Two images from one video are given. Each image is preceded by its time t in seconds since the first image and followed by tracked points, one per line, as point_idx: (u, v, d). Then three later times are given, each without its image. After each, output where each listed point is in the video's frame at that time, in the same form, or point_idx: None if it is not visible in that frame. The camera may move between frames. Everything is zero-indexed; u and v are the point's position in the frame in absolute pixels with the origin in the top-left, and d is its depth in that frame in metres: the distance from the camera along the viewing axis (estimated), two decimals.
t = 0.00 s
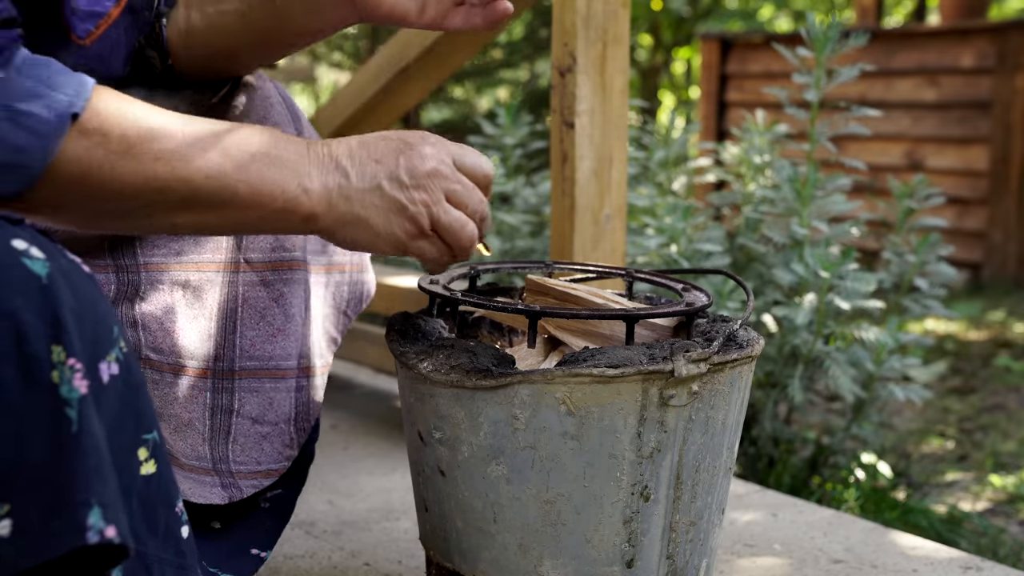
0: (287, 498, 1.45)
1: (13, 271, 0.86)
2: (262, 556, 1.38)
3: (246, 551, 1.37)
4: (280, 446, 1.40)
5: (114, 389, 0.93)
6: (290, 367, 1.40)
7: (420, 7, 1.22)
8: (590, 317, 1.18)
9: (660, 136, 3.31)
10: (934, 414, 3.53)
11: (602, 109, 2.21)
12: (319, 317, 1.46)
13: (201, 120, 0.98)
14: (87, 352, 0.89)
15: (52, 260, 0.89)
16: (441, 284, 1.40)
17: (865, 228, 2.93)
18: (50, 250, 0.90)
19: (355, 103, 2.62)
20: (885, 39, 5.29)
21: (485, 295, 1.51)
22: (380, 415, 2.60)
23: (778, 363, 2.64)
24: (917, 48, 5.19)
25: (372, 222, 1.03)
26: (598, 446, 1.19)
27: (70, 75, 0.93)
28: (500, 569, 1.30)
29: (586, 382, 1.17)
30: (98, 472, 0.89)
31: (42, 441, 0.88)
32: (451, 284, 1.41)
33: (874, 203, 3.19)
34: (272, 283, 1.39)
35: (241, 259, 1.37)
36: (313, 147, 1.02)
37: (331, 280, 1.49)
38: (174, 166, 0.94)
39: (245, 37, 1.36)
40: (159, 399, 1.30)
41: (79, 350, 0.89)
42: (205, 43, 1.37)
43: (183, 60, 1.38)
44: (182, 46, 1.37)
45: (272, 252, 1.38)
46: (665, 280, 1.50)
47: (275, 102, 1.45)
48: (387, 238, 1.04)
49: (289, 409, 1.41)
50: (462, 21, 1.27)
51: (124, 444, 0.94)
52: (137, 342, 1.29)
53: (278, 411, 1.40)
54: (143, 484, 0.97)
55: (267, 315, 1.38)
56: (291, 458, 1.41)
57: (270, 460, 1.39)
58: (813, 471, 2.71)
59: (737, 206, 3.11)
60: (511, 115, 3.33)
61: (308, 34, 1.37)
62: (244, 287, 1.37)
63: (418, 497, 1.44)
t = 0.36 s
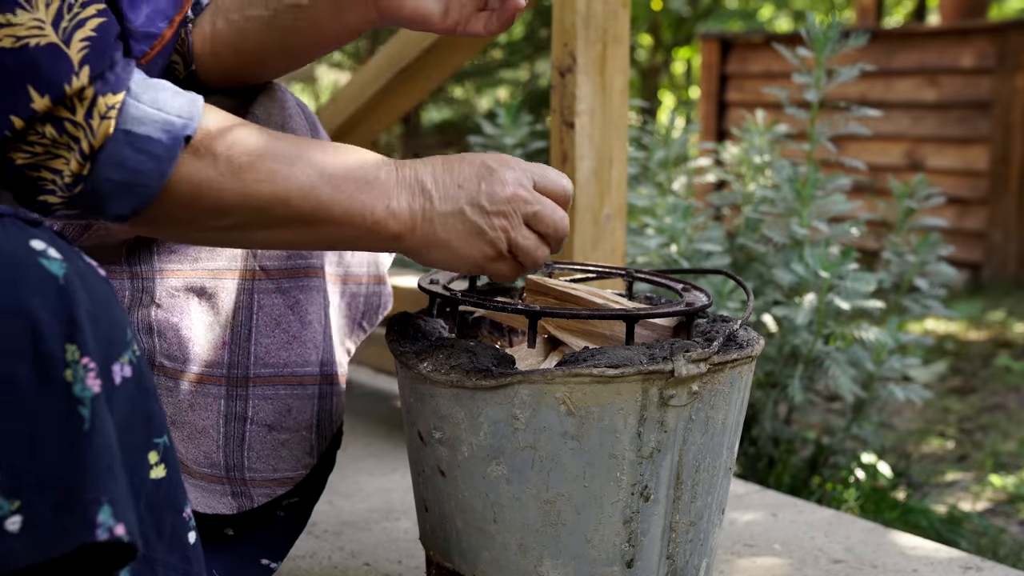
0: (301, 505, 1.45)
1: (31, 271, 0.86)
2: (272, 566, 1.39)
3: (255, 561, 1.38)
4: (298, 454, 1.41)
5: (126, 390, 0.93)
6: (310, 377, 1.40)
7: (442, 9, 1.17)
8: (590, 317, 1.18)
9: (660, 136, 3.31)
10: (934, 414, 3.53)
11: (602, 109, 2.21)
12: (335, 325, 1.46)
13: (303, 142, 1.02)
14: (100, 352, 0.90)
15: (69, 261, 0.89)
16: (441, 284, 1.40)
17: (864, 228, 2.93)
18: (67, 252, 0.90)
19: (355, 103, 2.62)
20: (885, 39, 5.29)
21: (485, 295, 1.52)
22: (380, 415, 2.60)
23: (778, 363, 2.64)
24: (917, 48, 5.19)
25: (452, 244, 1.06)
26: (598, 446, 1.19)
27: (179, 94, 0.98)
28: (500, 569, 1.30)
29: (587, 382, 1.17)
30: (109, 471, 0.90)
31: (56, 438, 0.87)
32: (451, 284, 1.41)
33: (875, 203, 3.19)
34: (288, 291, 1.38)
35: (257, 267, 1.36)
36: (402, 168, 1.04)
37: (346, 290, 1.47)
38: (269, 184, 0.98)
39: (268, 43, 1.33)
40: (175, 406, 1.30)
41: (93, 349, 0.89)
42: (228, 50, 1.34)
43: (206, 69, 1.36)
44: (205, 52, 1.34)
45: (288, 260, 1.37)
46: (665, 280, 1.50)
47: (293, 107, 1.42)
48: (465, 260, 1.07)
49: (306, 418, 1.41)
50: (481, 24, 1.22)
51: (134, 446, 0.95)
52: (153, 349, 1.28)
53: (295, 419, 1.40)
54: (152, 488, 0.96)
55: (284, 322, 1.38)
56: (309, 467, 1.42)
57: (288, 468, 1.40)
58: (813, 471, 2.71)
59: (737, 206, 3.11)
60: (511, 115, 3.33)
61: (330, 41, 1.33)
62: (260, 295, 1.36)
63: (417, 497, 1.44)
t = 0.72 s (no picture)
0: (312, 508, 1.45)
1: (56, 282, 0.86)
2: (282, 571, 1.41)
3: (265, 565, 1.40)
4: (307, 458, 1.41)
5: (145, 401, 0.92)
6: (319, 379, 1.40)
7: (452, 6, 1.18)
8: (590, 317, 1.18)
9: (660, 136, 3.31)
10: (934, 414, 3.53)
11: (602, 109, 2.21)
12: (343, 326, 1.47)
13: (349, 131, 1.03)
14: (120, 362, 0.89)
15: (93, 272, 0.89)
16: (442, 284, 1.40)
17: (864, 228, 2.93)
18: (91, 263, 0.90)
19: (355, 103, 2.61)
20: (885, 39, 5.29)
21: (485, 295, 1.51)
22: (379, 414, 2.60)
23: (778, 363, 2.64)
24: (916, 48, 5.19)
25: (490, 233, 1.10)
26: (598, 446, 1.19)
27: (232, 79, 0.98)
28: (500, 569, 1.30)
29: (586, 382, 1.17)
30: (128, 479, 0.88)
31: (76, 446, 0.87)
32: (451, 284, 1.41)
33: (875, 203, 3.19)
34: (297, 294, 1.38)
35: (267, 269, 1.37)
36: (443, 163, 1.08)
37: (353, 295, 1.49)
38: (324, 167, 0.99)
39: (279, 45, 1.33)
40: (185, 410, 1.32)
41: (114, 359, 0.88)
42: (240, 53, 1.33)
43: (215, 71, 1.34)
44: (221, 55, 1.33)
45: (298, 263, 1.38)
46: (666, 280, 1.50)
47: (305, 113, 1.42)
48: (499, 252, 1.11)
49: (316, 421, 1.41)
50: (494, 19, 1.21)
51: (153, 458, 0.93)
52: (165, 354, 1.31)
53: (304, 423, 1.40)
54: (169, 498, 0.95)
55: (293, 325, 1.38)
56: (320, 470, 1.42)
57: (298, 472, 1.40)
58: (813, 471, 2.71)
59: (737, 206, 3.11)
60: (511, 115, 3.33)
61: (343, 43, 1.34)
62: (270, 298, 1.37)
63: (417, 498, 1.44)
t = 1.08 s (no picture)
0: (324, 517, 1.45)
1: (67, 301, 0.83)
2: None
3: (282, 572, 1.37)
4: (319, 468, 1.38)
5: (154, 422, 0.89)
6: (332, 388, 1.38)
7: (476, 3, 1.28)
8: (591, 317, 1.17)
9: (660, 136, 3.31)
10: (934, 414, 3.53)
11: (602, 109, 2.21)
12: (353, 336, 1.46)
13: (431, 117, 1.07)
14: (129, 383, 0.86)
15: (104, 290, 0.86)
16: (442, 283, 1.40)
17: (864, 228, 2.93)
18: (103, 281, 0.86)
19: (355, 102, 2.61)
20: (885, 39, 5.29)
21: (485, 295, 1.51)
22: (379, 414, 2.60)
23: (778, 363, 2.64)
24: (916, 48, 5.19)
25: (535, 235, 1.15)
26: (598, 446, 1.19)
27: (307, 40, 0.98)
28: (500, 569, 1.30)
29: (586, 382, 1.17)
30: (133, 503, 0.86)
31: (82, 469, 0.83)
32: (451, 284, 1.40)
33: (875, 203, 3.19)
34: (311, 303, 1.36)
35: (281, 278, 1.34)
36: (507, 167, 1.14)
37: (364, 305, 1.49)
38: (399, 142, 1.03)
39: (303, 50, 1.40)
40: (201, 417, 1.28)
41: (122, 380, 0.85)
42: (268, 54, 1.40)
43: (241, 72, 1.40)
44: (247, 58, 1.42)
45: (311, 272, 1.36)
46: (666, 280, 1.50)
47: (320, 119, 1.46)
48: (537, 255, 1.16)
49: (329, 430, 1.39)
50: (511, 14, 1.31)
51: (162, 478, 0.90)
52: (183, 360, 1.28)
53: (319, 432, 1.38)
54: (178, 518, 0.92)
55: (306, 333, 1.35)
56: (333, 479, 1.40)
57: (311, 482, 1.37)
58: (813, 471, 2.71)
59: (737, 206, 3.11)
60: (511, 115, 3.33)
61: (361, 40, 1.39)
62: (284, 307, 1.34)
63: (417, 498, 1.44)
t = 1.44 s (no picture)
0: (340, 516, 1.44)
1: (92, 313, 0.80)
2: None
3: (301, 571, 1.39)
4: (333, 469, 1.38)
5: (176, 435, 0.86)
6: (345, 390, 1.38)
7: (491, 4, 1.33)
8: (591, 317, 1.17)
9: (660, 136, 3.31)
10: (934, 414, 3.53)
11: (602, 109, 2.21)
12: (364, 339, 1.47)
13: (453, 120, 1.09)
14: (151, 397, 0.83)
15: (129, 304, 0.83)
16: (442, 283, 1.40)
17: (865, 228, 2.93)
18: (128, 294, 0.84)
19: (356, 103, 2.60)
20: (885, 39, 5.28)
21: (485, 295, 1.51)
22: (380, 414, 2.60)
23: (778, 363, 2.64)
24: (916, 48, 5.19)
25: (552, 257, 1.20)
26: (598, 446, 1.19)
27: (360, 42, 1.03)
28: (500, 569, 1.30)
29: (586, 382, 1.17)
30: (154, 515, 0.84)
31: (103, 483, 0.81)
32: (451, 284, 1.40)
33: (875, 203, 3.19)
34: (324, 305, 1.35)
35: (294, 281, 1.34)
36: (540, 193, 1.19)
37: (374, 310, 1.49)
38: (437, 158, 1.07)
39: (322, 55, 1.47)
40: (221, 420, 1.28)
41: (144, 394, 0.83)
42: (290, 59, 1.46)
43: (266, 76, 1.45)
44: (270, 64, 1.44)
45: (325, 275, 1.36)
46: (666, 279, 1.50)
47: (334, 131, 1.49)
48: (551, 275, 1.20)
49: (342, 432, 1.39)
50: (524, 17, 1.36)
51: (184, 488, 0.88)
52: (205, 363, 1.27)
53: (333, 434, 1.38)
54: (199, 527, 0.90)
55: (320, 336, 1.35)
56: (347, 480, 1.40)
57: (328, 482, 1.37)
58: (813, 471, 2.71)
59: (737, 206, 3.11)
60: (511, 115, 3.34)
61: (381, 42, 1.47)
62: (298, 310, 1.33)
63: (418, 498, 1.44)
